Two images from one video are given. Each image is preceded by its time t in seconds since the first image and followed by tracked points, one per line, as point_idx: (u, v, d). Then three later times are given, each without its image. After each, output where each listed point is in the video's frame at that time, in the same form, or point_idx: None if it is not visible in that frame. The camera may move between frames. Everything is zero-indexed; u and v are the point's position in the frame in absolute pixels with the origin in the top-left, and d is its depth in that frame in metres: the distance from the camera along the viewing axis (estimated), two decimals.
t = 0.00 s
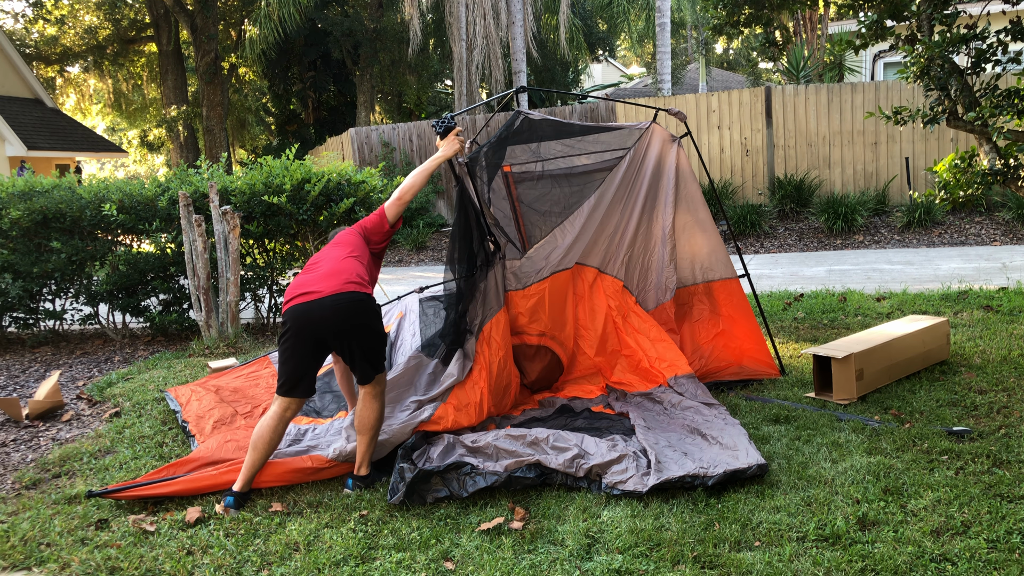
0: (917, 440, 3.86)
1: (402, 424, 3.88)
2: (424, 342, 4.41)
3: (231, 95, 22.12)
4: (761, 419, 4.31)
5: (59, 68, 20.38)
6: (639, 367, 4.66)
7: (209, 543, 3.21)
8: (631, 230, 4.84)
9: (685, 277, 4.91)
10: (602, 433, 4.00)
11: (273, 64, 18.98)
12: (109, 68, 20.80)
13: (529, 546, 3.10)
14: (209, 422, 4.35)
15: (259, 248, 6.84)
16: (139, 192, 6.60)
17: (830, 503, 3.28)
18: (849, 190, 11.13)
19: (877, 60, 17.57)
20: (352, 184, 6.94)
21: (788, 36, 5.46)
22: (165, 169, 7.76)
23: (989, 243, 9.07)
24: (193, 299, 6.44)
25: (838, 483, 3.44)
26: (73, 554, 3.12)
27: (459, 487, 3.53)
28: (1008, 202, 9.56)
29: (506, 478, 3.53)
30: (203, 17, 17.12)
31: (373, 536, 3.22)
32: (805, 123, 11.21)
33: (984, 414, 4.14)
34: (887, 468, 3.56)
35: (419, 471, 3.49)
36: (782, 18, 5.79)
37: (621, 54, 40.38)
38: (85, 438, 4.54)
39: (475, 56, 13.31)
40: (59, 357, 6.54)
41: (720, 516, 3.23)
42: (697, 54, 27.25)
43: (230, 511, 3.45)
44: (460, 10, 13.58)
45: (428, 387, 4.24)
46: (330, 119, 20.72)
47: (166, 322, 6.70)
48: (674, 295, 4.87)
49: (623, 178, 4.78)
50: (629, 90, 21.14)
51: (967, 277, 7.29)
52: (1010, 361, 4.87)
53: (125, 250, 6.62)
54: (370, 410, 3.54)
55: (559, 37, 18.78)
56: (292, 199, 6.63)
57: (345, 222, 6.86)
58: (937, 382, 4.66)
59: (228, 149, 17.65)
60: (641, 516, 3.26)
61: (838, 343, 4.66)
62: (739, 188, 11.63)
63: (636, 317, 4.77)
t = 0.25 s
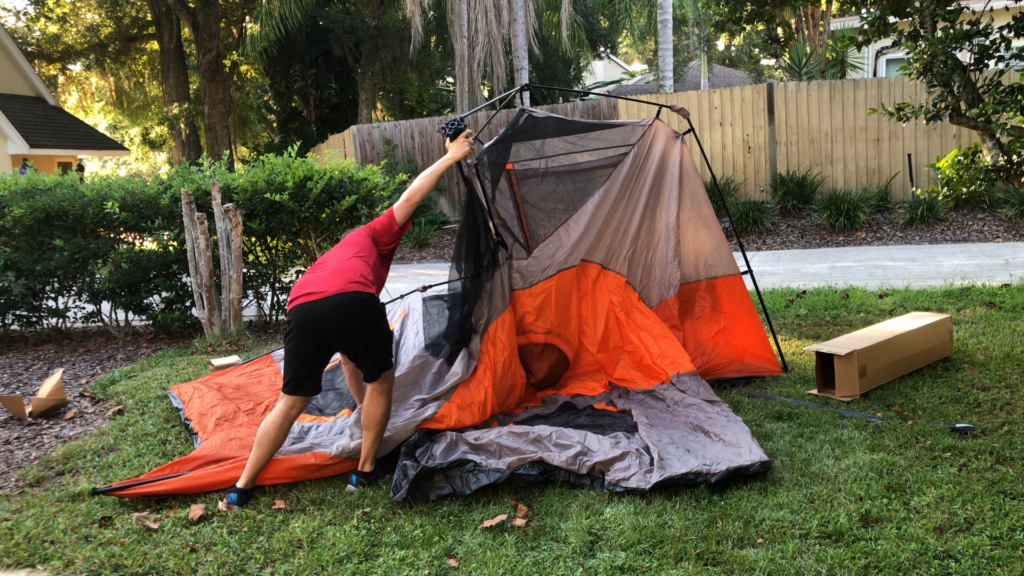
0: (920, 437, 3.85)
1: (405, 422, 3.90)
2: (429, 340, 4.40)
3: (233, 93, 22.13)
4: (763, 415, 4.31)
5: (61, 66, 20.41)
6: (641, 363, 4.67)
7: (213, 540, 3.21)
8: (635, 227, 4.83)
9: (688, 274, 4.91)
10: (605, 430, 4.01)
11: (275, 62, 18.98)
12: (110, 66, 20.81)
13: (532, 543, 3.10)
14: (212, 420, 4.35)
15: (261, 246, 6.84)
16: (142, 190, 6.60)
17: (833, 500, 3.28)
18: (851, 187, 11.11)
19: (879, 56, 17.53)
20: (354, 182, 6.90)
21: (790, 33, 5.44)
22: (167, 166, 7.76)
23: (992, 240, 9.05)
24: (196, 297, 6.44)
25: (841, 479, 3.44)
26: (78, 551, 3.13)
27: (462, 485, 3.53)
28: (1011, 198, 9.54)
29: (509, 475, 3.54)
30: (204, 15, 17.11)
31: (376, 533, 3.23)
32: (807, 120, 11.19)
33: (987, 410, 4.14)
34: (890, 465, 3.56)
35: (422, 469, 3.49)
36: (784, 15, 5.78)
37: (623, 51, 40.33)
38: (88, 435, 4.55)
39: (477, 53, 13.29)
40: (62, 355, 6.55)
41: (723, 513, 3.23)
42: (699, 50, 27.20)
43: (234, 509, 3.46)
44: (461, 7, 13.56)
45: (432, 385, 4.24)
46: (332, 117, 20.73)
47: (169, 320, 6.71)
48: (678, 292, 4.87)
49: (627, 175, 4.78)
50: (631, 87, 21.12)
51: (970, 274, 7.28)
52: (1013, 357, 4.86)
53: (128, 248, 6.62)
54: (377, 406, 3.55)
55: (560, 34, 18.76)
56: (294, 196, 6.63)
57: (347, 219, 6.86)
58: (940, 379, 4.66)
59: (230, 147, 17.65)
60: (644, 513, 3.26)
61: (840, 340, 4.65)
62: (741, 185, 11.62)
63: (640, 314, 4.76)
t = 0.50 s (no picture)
0: (922, 435, 3.85)
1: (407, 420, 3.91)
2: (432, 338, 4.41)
3: (234, 91, 22.15)
4: (765, 414, 4.30)
5: (63, 64, 20.43)
6: (644, 361, 4.66)
7: (215, 538, 3.22)
8: (637, 225, 4.83)
9: (691, 272, 4.90)
10: (607, 428, 4.01)
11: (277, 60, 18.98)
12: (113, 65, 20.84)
13: (535, 541, 3.11)
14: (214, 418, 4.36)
15: (263, 244, 6.85)
16: (144, 188, 6.60)
17: (835, 498, 3.27)
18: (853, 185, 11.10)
19: (881, 54, 17.51)
20: (356, 180, 6.91)
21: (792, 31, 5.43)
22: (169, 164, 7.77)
23: (994, 238, 9.04)
24: (198, 295, 6.45)
25: (843, 477, 3.44)
26: (80, 549, 3.13)
27: (464, 483, 3.54)
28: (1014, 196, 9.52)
29: (511, 473, 3.54)
30: (206, 13, 17.11)
31: (379, 531, 3.23)
32: (809, 118, 11.18)
33: (989, 408, 4.14)
34: (892, 463, 3.56)
35: (424, 467, 3.49)
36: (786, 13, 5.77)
37: (625, 49, 40.31)
38: (91, 434, 4.56)
39: (478, 51, 13.29)
40: (65, 353, 6.56)
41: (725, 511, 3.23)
42: (701, 49, 27.18)
43: (236, 507, 3.46)
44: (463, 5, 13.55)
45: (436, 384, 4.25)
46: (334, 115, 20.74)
47: (171, 318, 6.72)
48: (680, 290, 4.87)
49: (630, 173, 4.78)
50: (632, 85, 21.10)
51: (972, 272, 7.27)
52: (1015, 356, 4.85)
53: (130, 246, 6.63)
54: (378, 405, 3.55)
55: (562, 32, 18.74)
56: (296, 194, 6.64)
57: (349, 217, 6.86)
58: (942, 377, 4.66)
59: (232, 145, 17.66)
60: (646, 512, 3.26)
61: (842, 338, 4.65)
62: (743, 183, 11.61)
63: (643, 312, 4.76)
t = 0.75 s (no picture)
0: (925, 432, 3.85)
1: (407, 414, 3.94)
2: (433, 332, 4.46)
3: (237, 89, 22.17)
4: (768, 411, 4.30)
5: (66, 63, 20.47)
6: (646, 359, 4.66)
7: (219, 536, 3.22)
8: (639, 222, 4.84)
9: (694, 269, 4.89)
10: (610, 426, 4.01)
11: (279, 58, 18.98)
12: (116, 63, 20.87)
13: (537, 538, 3.11)
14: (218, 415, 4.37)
15: (266, 242, 6.86)
16: (147, 186, 6.61)
17: (838, 495, 3.28)
18: (857, 182, 11.09)
19: (884, 51, 17.48)
20: (359, 178, 6.92)
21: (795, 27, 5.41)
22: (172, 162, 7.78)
23: (998, 235, 9.02)
24: (201, 293, 6.46)
25: (846, 474, 3.44)
26: (85, 547, 3.14)
27: (467, 480, 3.54)
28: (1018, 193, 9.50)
29: (514, 470, 3.55)
30: (209, 12, 17.11)
31: (382, 528, 3.24)
32: (812, 115, 11.17)
33: (992, 405, 4.14)
34: (895, 460, 3.55)
35: (427, 464, 3.50)
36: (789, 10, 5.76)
37: (629, 47, 40.25)
38: (95, 431, 4.57)
39: (481, 49, 13.28)
40: (69, 351, 6.57)
41: (728, 508, 3.23)
42: (704, 46, 27.14)
43: (240, 504, 3.47)
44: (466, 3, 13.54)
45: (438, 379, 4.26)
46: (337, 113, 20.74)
47: (175, 316, 6.73)
48: (683, 287, 4.86)
49: (632, 170, 4.78)
50: (635, 82, 21.06)
51: (976, 269, 7.26)
52: (1019, 352, 4.85)
53: (133, 244, 6.64)
54: (378, 402, 3.55)
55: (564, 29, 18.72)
56: (299, 192, 6.65)
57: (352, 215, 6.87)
58: (945, 374, 4.66)
59: (234, 143, 17.67)
60: (648, 509, 3.26)
61: (846, 336, 4.65)
62: (746, 180, 11.60)
63: (646, 310, 4.75)
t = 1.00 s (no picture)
0: (928, 431, 3.85)
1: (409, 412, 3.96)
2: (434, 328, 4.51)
3: (240, 88, 22.19)
4: (771, 409, 4.31)
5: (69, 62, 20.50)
6: (649, 358, 4.66)
7: (223, 533, 3.23)
8: (642, 221, 4.84)
9: (697, 269, 4.89)
10: (613, 424, 4.02)
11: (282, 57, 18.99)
12: (119, 62, 20.90)
13: (540, 536, 3.12)
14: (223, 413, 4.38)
15: (270, 240, 6.87)
16: (150, 184, 6.63)
17: (841, 493, 3.28)
18: (860, 180, 11.07)
19: (888, 49, 17.44)
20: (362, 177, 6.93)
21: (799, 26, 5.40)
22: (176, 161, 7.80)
23: (1001, 233, 9.00)
24: (205, 292, 6.47)
25: (849, 473, 3.45)
26: (90, 544, 3.16)
27: (470, 478, 3.55)
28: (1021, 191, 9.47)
29: (517, 468, 3.55)
30: (212, 10, 17.11)
31: (385, 526, 3.25)
32: (815, 113, 11.16)
33: (996, 404, 4.13)
34: (898, 459, 3.56)
35: (431, 462, 3.50)
36: (792, 8, 5.76)
37: (632, 45, 40.17)
38: (99, 429, 4.58)
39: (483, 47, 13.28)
40: (73, 349, 6.59)
41: (731, 506, 3.24)
42: (707, 44, 27.11)
43: (243, 502, 3.48)
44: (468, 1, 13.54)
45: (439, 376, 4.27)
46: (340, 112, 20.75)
47: (178, 314, 6.75)
48: (686, 287, 4.86)
49: (635, 169, 4.78)
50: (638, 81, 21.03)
51: (980, 268, 7.25)
52: (1023, 351, 4.84)
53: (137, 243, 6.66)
54: (380, 400, 3.56)
55: (567, 27, 18.71)
56: (302, 191, 6.67)
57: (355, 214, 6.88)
58: (948, 372, 4.66)
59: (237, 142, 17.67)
60: (652, 507, 3.27)
61: (849, 334, 4.65)
62: (749, 179, 11.58)
63: (648, 309, 4.76)
